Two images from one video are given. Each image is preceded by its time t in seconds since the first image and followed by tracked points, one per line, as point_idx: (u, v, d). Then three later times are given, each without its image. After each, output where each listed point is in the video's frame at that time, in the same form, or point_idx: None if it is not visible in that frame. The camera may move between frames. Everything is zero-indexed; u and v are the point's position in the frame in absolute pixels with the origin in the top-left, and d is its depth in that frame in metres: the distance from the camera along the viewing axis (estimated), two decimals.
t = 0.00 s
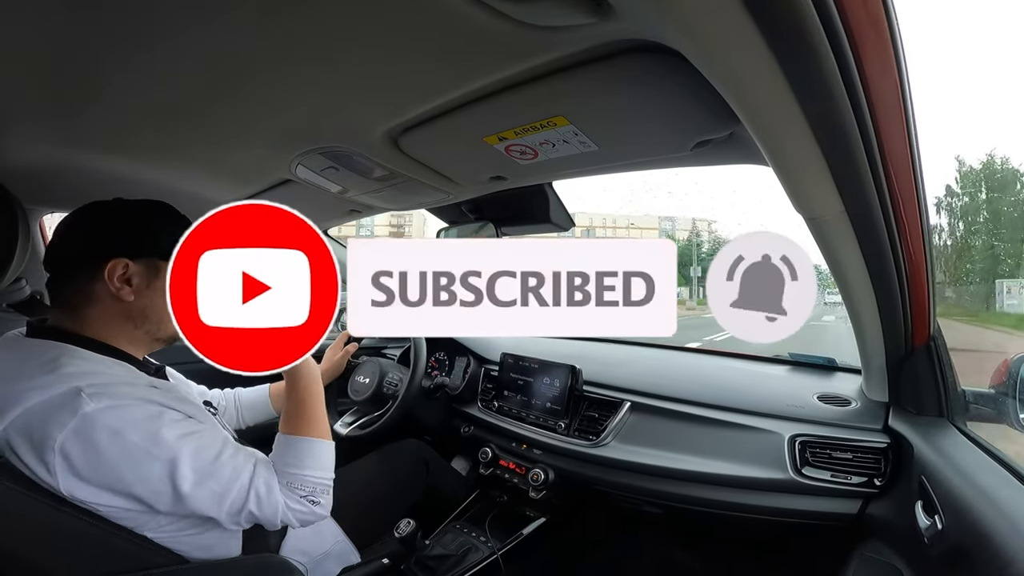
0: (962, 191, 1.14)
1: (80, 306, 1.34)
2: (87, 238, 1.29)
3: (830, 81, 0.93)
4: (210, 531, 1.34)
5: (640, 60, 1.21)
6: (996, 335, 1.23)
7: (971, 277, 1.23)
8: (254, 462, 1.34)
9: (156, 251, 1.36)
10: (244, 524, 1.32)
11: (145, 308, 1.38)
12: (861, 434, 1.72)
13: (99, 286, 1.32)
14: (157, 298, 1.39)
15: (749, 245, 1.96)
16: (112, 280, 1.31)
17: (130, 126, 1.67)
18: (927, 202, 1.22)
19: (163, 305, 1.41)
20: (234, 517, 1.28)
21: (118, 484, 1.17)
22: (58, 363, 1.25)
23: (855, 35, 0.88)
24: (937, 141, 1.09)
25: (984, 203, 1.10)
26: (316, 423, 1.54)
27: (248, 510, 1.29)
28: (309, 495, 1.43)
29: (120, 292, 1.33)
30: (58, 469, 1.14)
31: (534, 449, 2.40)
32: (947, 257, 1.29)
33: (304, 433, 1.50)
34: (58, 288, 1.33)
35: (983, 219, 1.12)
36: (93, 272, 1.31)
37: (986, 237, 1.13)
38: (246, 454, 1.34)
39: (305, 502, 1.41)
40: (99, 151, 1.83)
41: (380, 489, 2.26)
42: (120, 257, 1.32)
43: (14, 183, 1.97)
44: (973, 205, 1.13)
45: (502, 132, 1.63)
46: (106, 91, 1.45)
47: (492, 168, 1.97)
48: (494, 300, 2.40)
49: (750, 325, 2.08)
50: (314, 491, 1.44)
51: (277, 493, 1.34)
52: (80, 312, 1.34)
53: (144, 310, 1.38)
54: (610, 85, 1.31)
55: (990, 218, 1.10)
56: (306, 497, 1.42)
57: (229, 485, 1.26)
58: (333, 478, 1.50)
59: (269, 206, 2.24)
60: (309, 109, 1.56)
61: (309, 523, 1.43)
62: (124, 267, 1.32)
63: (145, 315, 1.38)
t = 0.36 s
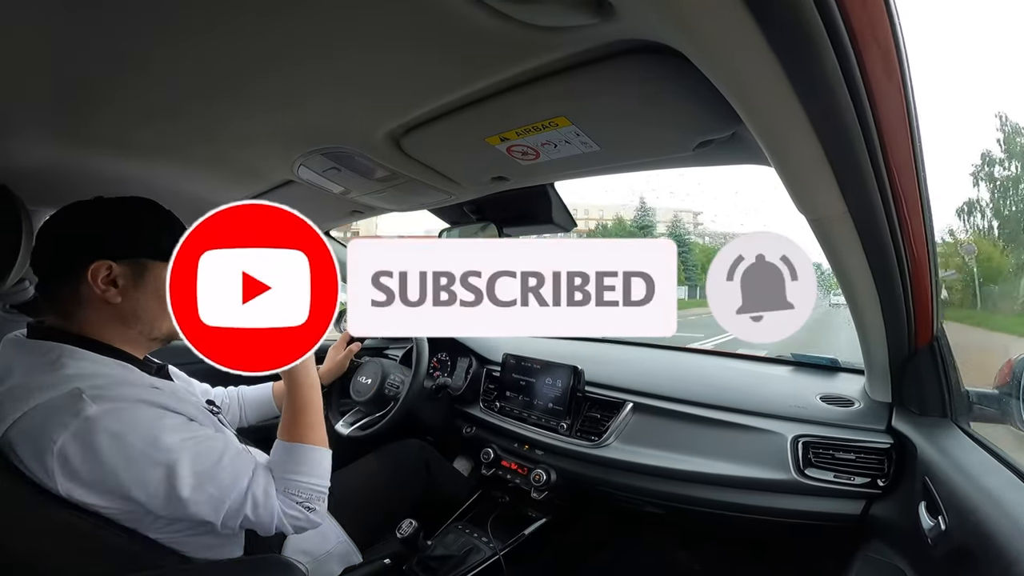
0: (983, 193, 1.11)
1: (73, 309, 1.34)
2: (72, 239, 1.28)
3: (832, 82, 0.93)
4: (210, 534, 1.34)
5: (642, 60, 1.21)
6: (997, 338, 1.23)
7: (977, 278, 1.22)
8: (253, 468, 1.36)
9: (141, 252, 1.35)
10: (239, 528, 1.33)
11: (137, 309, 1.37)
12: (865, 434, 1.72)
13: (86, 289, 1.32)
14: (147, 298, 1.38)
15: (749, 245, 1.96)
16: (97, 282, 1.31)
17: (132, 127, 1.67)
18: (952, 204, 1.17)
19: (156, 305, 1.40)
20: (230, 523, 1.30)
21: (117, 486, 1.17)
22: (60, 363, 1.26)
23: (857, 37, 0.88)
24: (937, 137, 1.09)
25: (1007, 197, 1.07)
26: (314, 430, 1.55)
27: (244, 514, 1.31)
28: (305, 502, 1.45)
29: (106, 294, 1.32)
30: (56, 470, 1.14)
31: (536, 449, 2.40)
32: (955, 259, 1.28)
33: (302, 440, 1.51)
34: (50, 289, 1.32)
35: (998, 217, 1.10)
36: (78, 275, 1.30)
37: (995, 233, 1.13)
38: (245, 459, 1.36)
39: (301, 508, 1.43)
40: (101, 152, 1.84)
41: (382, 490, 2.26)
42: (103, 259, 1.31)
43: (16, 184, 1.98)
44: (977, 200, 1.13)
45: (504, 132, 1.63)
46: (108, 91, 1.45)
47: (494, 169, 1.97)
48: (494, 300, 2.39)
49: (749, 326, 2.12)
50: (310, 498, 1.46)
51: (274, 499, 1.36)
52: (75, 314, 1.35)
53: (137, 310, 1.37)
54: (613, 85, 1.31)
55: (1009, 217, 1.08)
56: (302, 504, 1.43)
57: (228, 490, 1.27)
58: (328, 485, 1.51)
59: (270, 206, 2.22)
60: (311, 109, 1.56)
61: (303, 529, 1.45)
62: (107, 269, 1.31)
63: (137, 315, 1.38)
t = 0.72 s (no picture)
0: (1000, 181, 1.08)
1: (74, 306, 1.34)
2: (73, 236, 1.28)
3: (834, 82, 0.93)
4: (212, 529, 1.34)
5: (644, 60, 1.21)
6: (1002, 339, 1.23)
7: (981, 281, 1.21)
8: (262, 449, 1.36)
9: (146, 248, 1.36)
10: (256, 509, 1.33)
11: (140, 305, 1.38)
12: (865, 435, 1.72)
13: (88, 286, 1.32)
14: (148, 295, 1.39)
15: (749, 245, 1.95)
16: (100, 278, 1.32)
17: (134, 124, 1.67)
18: (967, 193, 1.14)
19: (159, 300, 1.41)
20: (245, 504, 1.30)
21: (123, 479, 1.17)
22: (59, 360, 1.25)
23: (860, 35, 0.87)
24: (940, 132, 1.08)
25: None
26: (348, 410, 1.57)
27: (259, 493, 1.30)
28: (325, 480, 1.45)
29: (110, 291, 1.33)
30: (64, 466, 1.14)
31: (536, 449, 2.40)
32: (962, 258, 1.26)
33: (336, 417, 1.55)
34: (52, 287, 1.33)
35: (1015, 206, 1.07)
36: (80, 271, 1.30)
37: (1000, 233, 1.12)
38: (254, 440, 1.36)
39: (320, 483, 1.43)
40: (102, 149, 1.84)
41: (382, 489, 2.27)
42: (105, 256, 1.32)
43: (18, 181, 1.98)
44: (990, 189, 1.11)
45: (506, 132, 1.63)
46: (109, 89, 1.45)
47: (495, 168, 1.97)
48: (494, 300, 2.37)
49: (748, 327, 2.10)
50: (331, 476, 1.47)
51: (288, 474, 1.37)
52: (76, 312, 1.34)
53: (139, 306, 1.38)
54: (614, 85, 1.31)
55: (1022, 206, 1.05)
56: (322, 479, 1.44)
57: (240, 470, 1.28)
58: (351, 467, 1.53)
59: (269, 206, 2.30)
60: (312, 107, 1.56)
61: (316, 511, 1.43)
62: (110, 265, 1.32)
63: (140, 311, 1.39)
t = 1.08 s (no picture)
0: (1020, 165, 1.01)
1: (76, 313, 1.34)
2: (69, 242, 1.29)
3: (835, 78, 0.92)
4: (214, 531, 1.35)
5: (643, 60, 1.21)
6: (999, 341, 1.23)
7: (985, 279, 1.20)
8: (273, 443, 1.41)
9: (140, 253, 1.36)
10: (279, 500, 1.37)
11: (139, 310, 1.39)
12: (870, 436, 1.72)
13: (86, 293, 1.32)
14: (147, 299, 1.39)
15: (749, 245, 1.95)
16: (96, 285, 1.32)
17: (138, 126, 1.67)
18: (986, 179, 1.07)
19: (157, 304, 1.42)
20: (266, 494, 1.33)
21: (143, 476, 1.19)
22: (70, 362, 1.26)
23: (859, 31, 0.87)
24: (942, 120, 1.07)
25: None
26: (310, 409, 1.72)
27: (281, 481, 1.36)
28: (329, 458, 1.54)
29: (108, 297, 1.34)
30: (82, 466, 1.15)
31: (539, 450, 2.39)
32: (967, 256, 1.23)
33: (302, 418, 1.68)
34: (52, 294, 1.33)
35: None
36: (77, 279, 1.31)
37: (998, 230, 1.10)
38: (262, 437, 1.41)
39: (330, 464, 1.52)
40: (105, 152, 1.84)
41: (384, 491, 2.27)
42: (100, 263, 1.32)
43: (21, 184, 1.98)
44: (1011, 174, 1.03)
45: (507, 133, 1.63)
46: (111, 91, 1.45)
47: (497, 170, 1.97)
48: (494, 300, 2.42)
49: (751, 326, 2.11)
50: (332, 455, 1.57)
51: (302, 459, 1.44)
52: (77, 317, 1.35)
53: (139, 311, 1.39)
54: (614, 85, 1.31)
55: None
56: (330, 461, 1.53)
57: (258, 461, 1.33)
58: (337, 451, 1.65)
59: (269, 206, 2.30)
60: (313, 109, 1.56)
61: (335, 493, 1.49)
62: (105, 272, 1.32)
63: (140, 316, 1.39)
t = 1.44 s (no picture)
0: None
1: (78, 309, 1.34)
2: (76, 236, 1.29)
3: (834, 75, 0.92)
4: (216, 532, 1.35)
5: (643, 60, 1.21)
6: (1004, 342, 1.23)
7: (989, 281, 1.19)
8: (264, 455, 1.39)
9: (146, 248, 1.37)
10: (261, 515, 1.35)
11: (143, 305, 1.39)
12: (872, 436, 1.71)
13: (91, 288, 1.32)
14: (152, 295, 1.40)
15: (749, 245, 1.95)
16: (103, 280, 1.32)
17: (140, 128, 1.67)
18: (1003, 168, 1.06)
19: (160, 300, 1.42)
20: (249, 510, 1.31)
21: (134, 483, 1.18)
22: (67, 363, 1.26)
23: (860, 30, 0.87)
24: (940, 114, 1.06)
25: None
26: (347, 424, 1.66)
27: (266, 498, 1.33)
28: (327, 482, 1.48)
29: (113, 292, 1.34)
30: (72, 469, 1.15)
31: (540, 451, 2.39)
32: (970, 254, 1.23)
33: (330, 430, 1.65)
34: (53, 291, 1.33)
35: None
36: (81, 274, 1.31)
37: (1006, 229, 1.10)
38: (256, 448, 1.39)
39: (323, 487, 1.46)
40: (107, 153, 1.84)
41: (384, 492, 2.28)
42: (107, 257, 1.32)
43: (23, 186, 1.99)
44: None
45: (507, 134, 1.63)
46: (113, 95, 1.46)
47: (498, 170, 1.97)
48: (494, 300, 2.43)
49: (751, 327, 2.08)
50: (332, 478, 1.51)
51: (292, 476, 1.40)
52: (80, 313, 1.34)
53: (143, 307, 1.39)
54: (614, 86, 1.31)
55: None
56: (324, 484, 1.47)
57: (245, 476, 1.31)
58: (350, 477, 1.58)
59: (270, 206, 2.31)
60: (314, 110, 1.56)
61: (317, 515, 1.45)
62: (111, 267, 1.33)
63: (143, 311, 1.40)
